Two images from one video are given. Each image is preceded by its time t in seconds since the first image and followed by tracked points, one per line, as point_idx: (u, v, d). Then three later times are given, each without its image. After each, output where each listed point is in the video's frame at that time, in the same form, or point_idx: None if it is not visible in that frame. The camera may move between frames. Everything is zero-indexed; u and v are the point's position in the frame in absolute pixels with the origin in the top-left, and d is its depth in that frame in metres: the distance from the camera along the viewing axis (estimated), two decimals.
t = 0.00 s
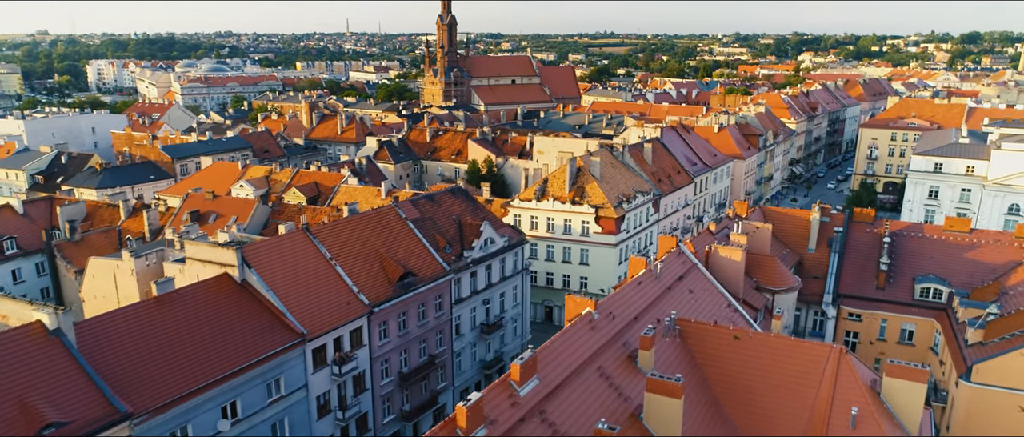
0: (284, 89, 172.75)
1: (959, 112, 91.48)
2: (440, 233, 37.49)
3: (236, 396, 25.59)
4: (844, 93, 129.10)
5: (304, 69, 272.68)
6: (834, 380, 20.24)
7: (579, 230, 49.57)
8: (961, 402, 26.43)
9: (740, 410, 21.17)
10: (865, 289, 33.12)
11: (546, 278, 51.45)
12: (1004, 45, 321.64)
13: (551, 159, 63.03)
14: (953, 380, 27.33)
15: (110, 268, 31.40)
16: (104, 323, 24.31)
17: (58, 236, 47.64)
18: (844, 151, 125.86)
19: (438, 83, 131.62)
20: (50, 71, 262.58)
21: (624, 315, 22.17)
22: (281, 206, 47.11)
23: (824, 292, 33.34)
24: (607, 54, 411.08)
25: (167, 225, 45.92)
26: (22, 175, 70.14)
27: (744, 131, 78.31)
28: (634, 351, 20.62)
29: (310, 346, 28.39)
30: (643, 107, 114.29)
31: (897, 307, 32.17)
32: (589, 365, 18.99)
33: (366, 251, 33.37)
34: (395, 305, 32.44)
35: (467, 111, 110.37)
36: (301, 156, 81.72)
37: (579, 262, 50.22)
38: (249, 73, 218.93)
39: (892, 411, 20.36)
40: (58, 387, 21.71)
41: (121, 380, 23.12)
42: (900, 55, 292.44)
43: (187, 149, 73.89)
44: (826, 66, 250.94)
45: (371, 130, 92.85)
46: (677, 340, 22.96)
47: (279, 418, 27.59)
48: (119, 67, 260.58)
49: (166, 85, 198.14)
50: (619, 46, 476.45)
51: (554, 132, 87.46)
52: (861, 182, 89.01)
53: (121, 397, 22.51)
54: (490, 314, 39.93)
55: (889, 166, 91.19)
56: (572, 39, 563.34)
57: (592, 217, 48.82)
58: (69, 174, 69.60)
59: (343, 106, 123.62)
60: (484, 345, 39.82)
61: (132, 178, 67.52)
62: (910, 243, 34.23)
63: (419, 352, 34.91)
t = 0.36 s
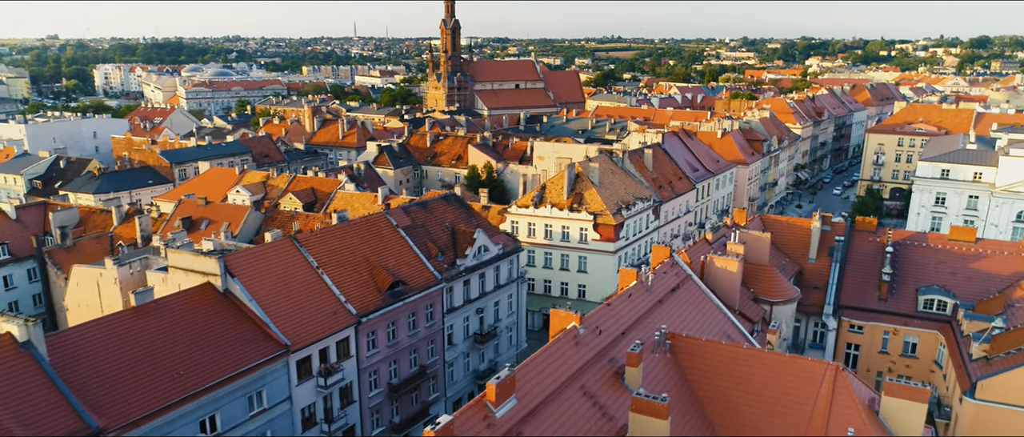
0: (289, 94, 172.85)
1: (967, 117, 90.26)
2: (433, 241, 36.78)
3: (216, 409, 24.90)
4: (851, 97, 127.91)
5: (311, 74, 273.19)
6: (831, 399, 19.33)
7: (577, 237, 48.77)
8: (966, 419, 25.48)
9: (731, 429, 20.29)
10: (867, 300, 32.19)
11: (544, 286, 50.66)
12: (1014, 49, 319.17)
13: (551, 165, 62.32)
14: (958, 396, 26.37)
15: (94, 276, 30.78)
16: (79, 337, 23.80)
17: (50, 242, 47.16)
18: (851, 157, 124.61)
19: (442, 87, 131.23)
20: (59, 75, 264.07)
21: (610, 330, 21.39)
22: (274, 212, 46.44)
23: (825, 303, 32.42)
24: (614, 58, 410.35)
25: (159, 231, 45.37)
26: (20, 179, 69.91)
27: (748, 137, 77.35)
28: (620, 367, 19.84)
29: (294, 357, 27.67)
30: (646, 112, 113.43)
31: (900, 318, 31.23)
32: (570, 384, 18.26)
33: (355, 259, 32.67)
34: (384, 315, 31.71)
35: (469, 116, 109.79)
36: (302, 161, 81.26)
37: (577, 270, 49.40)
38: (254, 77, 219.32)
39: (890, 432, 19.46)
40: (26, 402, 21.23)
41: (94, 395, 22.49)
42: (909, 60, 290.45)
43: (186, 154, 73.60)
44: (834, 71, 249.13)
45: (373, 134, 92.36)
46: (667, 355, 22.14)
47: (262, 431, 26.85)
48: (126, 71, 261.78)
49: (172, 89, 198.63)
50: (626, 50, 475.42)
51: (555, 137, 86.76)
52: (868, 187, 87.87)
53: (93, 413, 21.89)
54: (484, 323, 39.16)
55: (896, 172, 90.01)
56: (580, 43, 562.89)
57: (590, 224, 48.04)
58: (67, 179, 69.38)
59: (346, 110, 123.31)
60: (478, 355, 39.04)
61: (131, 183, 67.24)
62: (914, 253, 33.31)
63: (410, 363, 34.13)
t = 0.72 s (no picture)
0: (294, 98, 172.93)
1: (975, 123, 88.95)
2: (425, 249, 36.04)
3: (194, 423, 24.18)
4: (858, 102, 126.63)
5: (317, 78, 273.73)
6: (826, 420, 18.32)
7: (575, 244, 47.95)
8: None
9: None
10: (868, 311, 31.24)
11: (541, 294, 49.85)
12: None
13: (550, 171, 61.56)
14: (962, 412, 25.41)
15: (76, 285, 30.17)
16: (53, 349, 23.22)
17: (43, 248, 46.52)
18: (858, 162, 123.31)
19: (446, 92, 130.80)
20: (67, 79, 265.31)
21: (596, 345, 20.58)
22: (267, 218, 45.84)
23: (825, 314, 31.51)
24: (620, 63, 409.81)
25: (151, 237, 44.84)
26: (18, 183, 69.66)
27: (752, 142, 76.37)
28: (605, 385, 19.04)
29: (277, 369, 26.91)
30: (650, 116, 112.57)
31: (903, 331, 30.26)
32: (549, 404, 17.49)
33: (343, 268, 31.97)
34: (372, 325, 30.98)
35: (472, 120, 109.18)
36: (302, 166, 80.79)
37: (575, 278, 48.56)
38: (260, 82, 219.75)
39: None
40: None
41: (65, 411, 21.91)
42: (918, 64, 288.53)
43: (185, 159, 73.26)
44: (842, 76, 247.49)
45: (374, 139, 91.83)
46: (657, 371, 21.24)
47: None
48: (133, 75, 262.91)
49: (177, 93, 199.08)
50: (634, 54, 474.27)
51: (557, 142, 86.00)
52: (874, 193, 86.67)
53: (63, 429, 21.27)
54: (477, 333, 38.36)
55: (903, 178, 88.76)
56: (587, 47, 562.64)
57: (588, 231, 47.22)
58: (65, 183, 69.15)
59: (349, 115, 122.96)
60: (471, 365, 38.23)
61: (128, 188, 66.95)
62: (917, 263, 32.36)
63: (399, 374, 33.36)
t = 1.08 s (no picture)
0: (297, 103, 172.75)
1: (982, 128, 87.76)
2: (415, 257, 35.32)
3: None
4: (863, 107, 125.49)
5: (321, 82, 274.19)
6: None
7: (571, 251, 47.15)
8: None
9: None
10: (868, 323, 30.33)
11: (537, 302, 49.05)
12: None
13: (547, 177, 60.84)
14: (964, 430, 24.47)
15: (56, 294, 29.55)
16: (24, 362, 22.66)
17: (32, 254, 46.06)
18: (863, 168, 122.13)
19: (448, 96, 130.43)
20: (73, 83, 266.17)
21: (578, 362, 19.84)
22: (258, 224, 45.21)
23: (823, 326, 30.59)
24: (626, 68, 409.28)
25: (141, 243, 44.25)
26: (14, 188, 69.36)
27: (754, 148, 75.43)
28: (586, 407, 18.35)
29: (257, 382, 26.19)
30: (653, 121, 111.72)
31: (903, 344, 29.32)
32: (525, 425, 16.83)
33: (329, 277, 31.27)
34: (358, 336, 30.22)
35: (473, 125, 108.57)
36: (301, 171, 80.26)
37: (571, 286, 47.73)
38: (263, 86, 219.68)
39: None
40: None
41: (35, 426, 21.30)
42: (925, 69, 286.79)
43: (182, 164, 72.89)
44: (848, 80, 246.06)
45: (374, 144, 91.26)
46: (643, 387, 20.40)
47: None
48: (138, 79, 263.77)
49: (181, 98, 199.37)
50: (640, 59, 473.28)
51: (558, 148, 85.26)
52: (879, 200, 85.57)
53: None
54: (469, 343, 37.57)
55: (908, 184, 87.64)
56: (592, 52, 562.53)
57: (584, 238, 46.45)
58: (61, 188, 68.85)
59: (351, 119, 122.66)
60: (462, 376, 37.41)
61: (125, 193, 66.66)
62: (919, 273, 31.47)
63: (387, 385, 32.56)
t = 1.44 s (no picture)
0: (299, 107, 172.65)
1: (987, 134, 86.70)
2: (403, 266, 34.57)
3: None
4: (867, 112, 124.51)
5: (324, 87, 274.43)
6: None
7: (566, 259, 46.35)
8: None
9: None
10: (867, 335, 29.42)
11: (532, 310, 48.26)
12: None
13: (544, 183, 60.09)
14: None
15: (33, 303, 28.78)
16: None
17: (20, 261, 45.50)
18: (867, 173, 121.08)
19: (449, 101, 130.07)
20: (77, 88, 267.06)
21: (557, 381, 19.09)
22: (248, 231, 44.56)
23: (821, 338, 29.69)
24: (630, 72, 408.49)
25: (129, 250, 43.59)
26: (9, 193, 68.99)
27: (755, 153, 74.53)
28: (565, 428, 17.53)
29: (235, 396, 25.43)
30: (655, 126, 110.91)
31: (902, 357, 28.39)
32: None
33: (313, 287, 30.54)
34: (342, 347, 29.45)
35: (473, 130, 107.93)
36: (298, 176, 79.70)
37: (566, 294, 46.93)
38: (266, 91, 219.88)
39: None
40: None
41: None
42: (930, 74, 285.39)
43: (178, 169, 72.43)
44: (853, 85, 244.69)
45: (373, 149, 90.64)
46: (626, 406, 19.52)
47: None
48: (142, 84, 264.55)
49: (184, 102, 199.56)
50: (645, 63, 472.13)
51: (557, 153, 84.57)
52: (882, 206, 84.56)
53: None
54: (459, 353, 36.76)
55: (912, 190, 86.61)
56: (596, 56, 561.74)
57: (580, 246, 45.64)
58: (56, 194, 68.48)
59: (351, 124, 122.22)
60: (452, 387, 36.58)
61: (119, 198, 66.19)
62: (919, 284, 30.55)
63: (373, 397, 31.74)
